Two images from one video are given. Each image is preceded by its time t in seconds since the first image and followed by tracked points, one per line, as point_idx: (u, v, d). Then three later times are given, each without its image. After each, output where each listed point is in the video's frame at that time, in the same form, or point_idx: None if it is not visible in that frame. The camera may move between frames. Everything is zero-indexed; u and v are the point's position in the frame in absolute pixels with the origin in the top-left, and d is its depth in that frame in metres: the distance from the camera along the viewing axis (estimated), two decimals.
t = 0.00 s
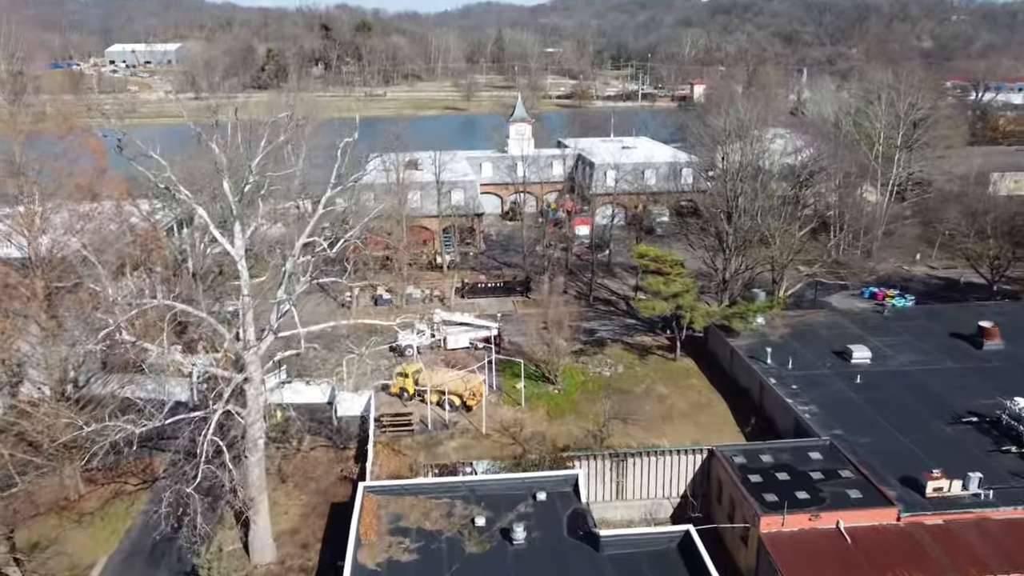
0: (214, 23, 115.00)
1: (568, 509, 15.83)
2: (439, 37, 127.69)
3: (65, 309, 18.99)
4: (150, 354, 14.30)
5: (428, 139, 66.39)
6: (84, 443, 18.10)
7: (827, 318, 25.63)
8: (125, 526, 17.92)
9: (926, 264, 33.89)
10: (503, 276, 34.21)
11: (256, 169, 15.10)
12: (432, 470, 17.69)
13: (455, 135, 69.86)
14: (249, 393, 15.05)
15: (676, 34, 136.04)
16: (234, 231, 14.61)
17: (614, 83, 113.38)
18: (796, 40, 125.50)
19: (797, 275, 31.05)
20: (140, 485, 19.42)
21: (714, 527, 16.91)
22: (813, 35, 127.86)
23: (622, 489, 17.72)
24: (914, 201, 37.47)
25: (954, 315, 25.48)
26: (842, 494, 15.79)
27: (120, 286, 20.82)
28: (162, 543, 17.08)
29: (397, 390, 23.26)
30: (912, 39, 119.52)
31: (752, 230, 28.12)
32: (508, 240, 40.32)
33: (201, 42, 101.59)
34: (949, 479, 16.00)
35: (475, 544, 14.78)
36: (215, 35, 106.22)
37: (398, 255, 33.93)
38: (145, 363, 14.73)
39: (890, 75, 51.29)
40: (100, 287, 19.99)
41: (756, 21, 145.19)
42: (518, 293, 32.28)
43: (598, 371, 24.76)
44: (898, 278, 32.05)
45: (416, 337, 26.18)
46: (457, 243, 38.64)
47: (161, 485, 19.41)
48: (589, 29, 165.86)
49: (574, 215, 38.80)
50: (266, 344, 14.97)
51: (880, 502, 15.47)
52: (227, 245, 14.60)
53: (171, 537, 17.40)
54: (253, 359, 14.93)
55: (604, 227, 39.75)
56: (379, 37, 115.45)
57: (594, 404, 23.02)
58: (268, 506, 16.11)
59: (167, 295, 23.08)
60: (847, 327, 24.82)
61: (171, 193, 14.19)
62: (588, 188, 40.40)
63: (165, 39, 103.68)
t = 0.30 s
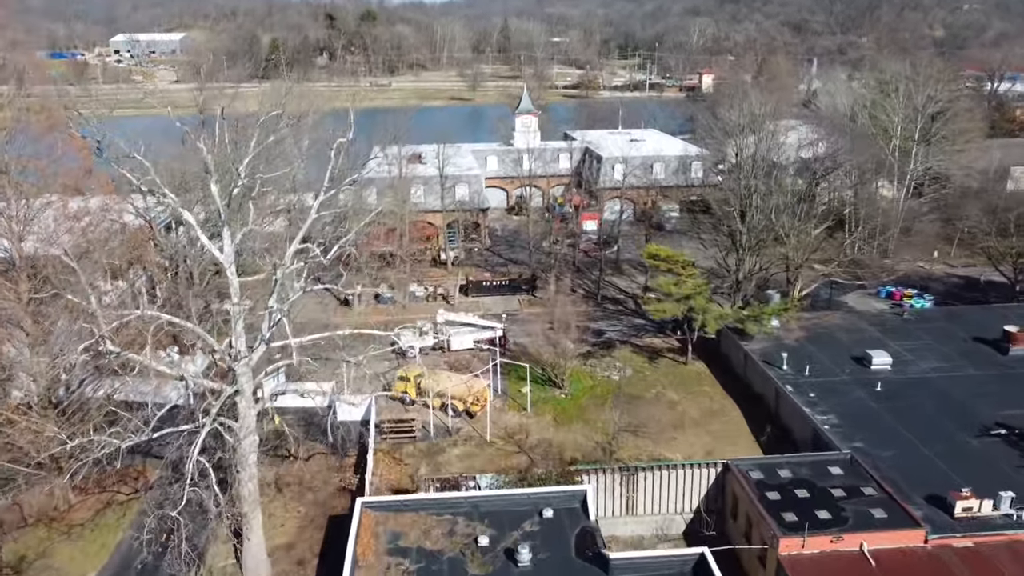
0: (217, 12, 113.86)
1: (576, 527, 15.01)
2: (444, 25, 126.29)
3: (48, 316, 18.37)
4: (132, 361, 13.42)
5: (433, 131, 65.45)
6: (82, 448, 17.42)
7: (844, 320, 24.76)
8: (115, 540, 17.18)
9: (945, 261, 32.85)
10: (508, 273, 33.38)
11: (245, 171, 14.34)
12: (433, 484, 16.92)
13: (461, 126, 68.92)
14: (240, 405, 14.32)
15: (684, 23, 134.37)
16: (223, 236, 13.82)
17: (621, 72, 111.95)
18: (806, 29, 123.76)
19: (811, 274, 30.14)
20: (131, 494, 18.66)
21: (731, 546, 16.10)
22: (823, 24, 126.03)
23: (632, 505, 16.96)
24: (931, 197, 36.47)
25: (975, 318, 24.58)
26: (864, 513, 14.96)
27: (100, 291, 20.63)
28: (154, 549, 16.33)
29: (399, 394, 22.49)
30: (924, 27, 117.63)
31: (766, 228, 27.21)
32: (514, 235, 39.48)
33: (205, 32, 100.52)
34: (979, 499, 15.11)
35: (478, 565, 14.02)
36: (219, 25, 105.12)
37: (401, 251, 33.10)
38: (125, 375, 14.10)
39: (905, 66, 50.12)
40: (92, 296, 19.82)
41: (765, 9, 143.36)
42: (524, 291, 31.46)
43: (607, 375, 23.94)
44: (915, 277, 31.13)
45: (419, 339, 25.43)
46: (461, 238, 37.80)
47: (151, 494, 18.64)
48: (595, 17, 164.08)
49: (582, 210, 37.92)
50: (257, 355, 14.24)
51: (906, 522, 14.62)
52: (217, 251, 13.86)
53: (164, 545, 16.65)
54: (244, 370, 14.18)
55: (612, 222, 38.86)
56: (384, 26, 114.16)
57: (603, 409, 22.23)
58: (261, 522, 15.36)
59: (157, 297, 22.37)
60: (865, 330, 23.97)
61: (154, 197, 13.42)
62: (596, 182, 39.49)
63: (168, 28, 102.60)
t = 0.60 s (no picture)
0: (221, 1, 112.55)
1: (586, 549, 14.16)
2: (450, 14, 124.75)
3: (32, 323, 17.66)
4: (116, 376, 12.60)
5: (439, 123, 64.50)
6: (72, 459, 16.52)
7: (863, 324, 23.91)
8: (105, 554, 16.39)
9: (966, 258, 31.87)
10: (515, 271, 32.57)
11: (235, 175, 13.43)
12: (436, 500, 16.21)
13: (467, 117, 67.96)
14: (231, 422, 13.49)
15: (692, 12, 132.60)
16: (211, 245, 12.91)
17: (629, 62, 110.41)
18: (816, 17, 121.99)
19: (828, 274, 29.25)
20: (124, 504, 17.85)
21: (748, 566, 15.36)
22: (834, 11, 124.13)
23: (643, 522, 16.18)
24: (951, 193, 35.50)
25: (999, 322, 23.74)
26: (891, 536, 14.13)
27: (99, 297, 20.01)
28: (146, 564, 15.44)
29: (401, 400, 21.73)
30: (937, 15, 115.68)
31: (782, 227, 26.31)
32: (520, 231, 38.63)
33: (208, 22, 99.32)
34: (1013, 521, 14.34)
35: None
36: (222, 15, 103.87)
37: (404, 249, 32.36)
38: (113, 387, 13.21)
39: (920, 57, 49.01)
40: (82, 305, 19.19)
41: None
42: (531, 290, 30.65)
43: (616, 380, 23.14)
44: (934, 276, 30.23)
45: (422, 342, 24.72)
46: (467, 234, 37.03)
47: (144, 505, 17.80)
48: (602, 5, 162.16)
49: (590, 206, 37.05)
50: (249, 368, 13.40)
51: (936, 545, 13.82)
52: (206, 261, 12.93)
53: (152, 567, 15.81)
54: (235, 386, 13.35)
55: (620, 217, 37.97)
56: (389, 15, 112.74)
57: (612, 417, 21.47)
58: (255, 542, 14.57)
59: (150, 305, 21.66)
60: (885, 334, 23.16)
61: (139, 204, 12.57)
62: (604, 177, 38.58)
63: (171, 18, 101.37)
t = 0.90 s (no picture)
0: None
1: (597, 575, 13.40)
2: (456, 4, 123.41)
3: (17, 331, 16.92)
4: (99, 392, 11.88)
5: (444, 115, 63.64)
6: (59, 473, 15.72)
7: (882, 330, 23.10)
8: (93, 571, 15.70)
9: (986, 258, 30.99)
10: (521, 270, 31.80)
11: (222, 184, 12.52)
12: (438, 519, 15.48)
13: (473, 109, 67.12)
14: (221, 441, 12.78)
15: (701, 2, 130.94)
16: (198, 257, 12.05)
17: (637, 52, 109.06)
18: (826, 8, 120.36)
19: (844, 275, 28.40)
20: (115, 517, 17.18)
21: None
22: (845, 2, 122.49)
23: (656, 543, 15.47)
24: (970, 191, 34.55)
25: None
26: (918, 563, 13.35)
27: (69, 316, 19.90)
28: None
29: (403, 407, 21.04)
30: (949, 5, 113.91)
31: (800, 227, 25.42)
32: (527, 227, 37.85)
33: (213, 12, 98.42)
34: None
35: None
36: (227, 4, 102.87)
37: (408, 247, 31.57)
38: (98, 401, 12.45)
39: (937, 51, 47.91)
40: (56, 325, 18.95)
41: None
42: (537, 289, 29.89)
43: (626, 387, 22.38)
44: (953, 277, 29.37)
45: (426, 345, 24.04)
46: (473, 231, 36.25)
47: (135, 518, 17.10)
48: None
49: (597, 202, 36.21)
50: (239, 386, 12.67)
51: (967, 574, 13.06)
52: (194, 274, 12.09)
53: None
54: (226, 404, 12.65)
55: (629, 212, 37.13)
56: (394, 5, 111.48)
57: (622, 427, 20.70)
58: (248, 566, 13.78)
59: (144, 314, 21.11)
60: (905, 341, 22.38)
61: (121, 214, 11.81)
62: (613, 172, 37.72)
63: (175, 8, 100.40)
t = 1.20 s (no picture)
0: None
1: None
2: None
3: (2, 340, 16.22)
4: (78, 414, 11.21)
5: (450, 106, 62.69)
6: (45, 487, 15.05)
7: (902, 338, 22.23)
8: None
9: (1007, 260, 30.02)
10: (528, 270, 31.00)
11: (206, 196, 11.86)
12: (439, 542, 14.75)
13: (481, 100, 66.09)
14: (209, 464, 12.07)
15: None
16: (182, 271, 11.38)
17: (647, 42, 107.56)
18: None
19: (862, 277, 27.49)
20: (103, 534, 16.51)
21: None
22: None
23: (668, 567, 14.71)
24: (991, 189, 33.52)
25: None
26: None
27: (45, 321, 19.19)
28: None
29: (406, 416, 20.36)
30: None
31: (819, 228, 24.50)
32: (534, 225, 37.03)
33: (217, 1, 97.32)
34: None
35: None
36: None
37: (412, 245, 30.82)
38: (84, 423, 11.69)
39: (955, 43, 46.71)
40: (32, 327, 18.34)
41: None
42: (544, 290, 29.08)
43: (637, 395, 21.59)
44: (974, 279, 28.43)
45: (430, 349, 23.31)
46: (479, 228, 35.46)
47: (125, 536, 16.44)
48: None
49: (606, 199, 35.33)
50: (228, 407, 11.97)
51: None
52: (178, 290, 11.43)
53: None
54: (214, 426, 11.95)
55: (639, 209, 36.25)
56: None
57: (632, 437, 19.94)
58: None
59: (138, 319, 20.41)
60: (927, 350, 21.56)
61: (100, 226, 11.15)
62: (622, 167, 36.83)
63: None
